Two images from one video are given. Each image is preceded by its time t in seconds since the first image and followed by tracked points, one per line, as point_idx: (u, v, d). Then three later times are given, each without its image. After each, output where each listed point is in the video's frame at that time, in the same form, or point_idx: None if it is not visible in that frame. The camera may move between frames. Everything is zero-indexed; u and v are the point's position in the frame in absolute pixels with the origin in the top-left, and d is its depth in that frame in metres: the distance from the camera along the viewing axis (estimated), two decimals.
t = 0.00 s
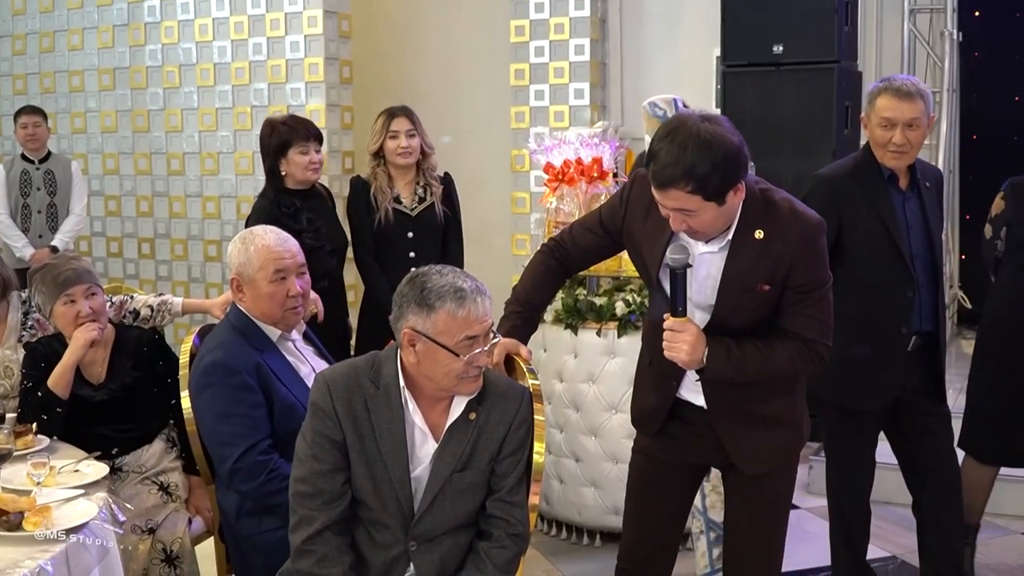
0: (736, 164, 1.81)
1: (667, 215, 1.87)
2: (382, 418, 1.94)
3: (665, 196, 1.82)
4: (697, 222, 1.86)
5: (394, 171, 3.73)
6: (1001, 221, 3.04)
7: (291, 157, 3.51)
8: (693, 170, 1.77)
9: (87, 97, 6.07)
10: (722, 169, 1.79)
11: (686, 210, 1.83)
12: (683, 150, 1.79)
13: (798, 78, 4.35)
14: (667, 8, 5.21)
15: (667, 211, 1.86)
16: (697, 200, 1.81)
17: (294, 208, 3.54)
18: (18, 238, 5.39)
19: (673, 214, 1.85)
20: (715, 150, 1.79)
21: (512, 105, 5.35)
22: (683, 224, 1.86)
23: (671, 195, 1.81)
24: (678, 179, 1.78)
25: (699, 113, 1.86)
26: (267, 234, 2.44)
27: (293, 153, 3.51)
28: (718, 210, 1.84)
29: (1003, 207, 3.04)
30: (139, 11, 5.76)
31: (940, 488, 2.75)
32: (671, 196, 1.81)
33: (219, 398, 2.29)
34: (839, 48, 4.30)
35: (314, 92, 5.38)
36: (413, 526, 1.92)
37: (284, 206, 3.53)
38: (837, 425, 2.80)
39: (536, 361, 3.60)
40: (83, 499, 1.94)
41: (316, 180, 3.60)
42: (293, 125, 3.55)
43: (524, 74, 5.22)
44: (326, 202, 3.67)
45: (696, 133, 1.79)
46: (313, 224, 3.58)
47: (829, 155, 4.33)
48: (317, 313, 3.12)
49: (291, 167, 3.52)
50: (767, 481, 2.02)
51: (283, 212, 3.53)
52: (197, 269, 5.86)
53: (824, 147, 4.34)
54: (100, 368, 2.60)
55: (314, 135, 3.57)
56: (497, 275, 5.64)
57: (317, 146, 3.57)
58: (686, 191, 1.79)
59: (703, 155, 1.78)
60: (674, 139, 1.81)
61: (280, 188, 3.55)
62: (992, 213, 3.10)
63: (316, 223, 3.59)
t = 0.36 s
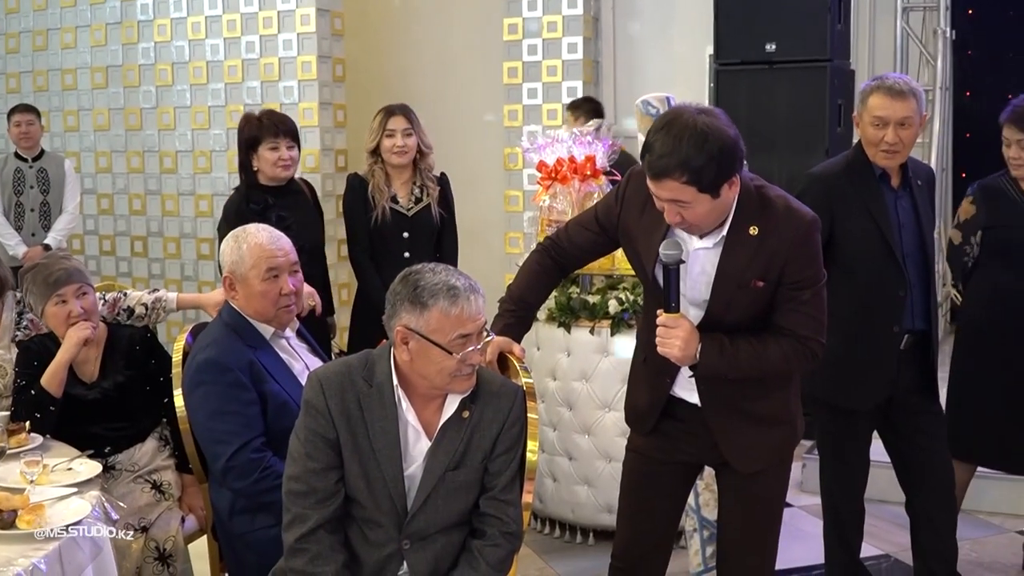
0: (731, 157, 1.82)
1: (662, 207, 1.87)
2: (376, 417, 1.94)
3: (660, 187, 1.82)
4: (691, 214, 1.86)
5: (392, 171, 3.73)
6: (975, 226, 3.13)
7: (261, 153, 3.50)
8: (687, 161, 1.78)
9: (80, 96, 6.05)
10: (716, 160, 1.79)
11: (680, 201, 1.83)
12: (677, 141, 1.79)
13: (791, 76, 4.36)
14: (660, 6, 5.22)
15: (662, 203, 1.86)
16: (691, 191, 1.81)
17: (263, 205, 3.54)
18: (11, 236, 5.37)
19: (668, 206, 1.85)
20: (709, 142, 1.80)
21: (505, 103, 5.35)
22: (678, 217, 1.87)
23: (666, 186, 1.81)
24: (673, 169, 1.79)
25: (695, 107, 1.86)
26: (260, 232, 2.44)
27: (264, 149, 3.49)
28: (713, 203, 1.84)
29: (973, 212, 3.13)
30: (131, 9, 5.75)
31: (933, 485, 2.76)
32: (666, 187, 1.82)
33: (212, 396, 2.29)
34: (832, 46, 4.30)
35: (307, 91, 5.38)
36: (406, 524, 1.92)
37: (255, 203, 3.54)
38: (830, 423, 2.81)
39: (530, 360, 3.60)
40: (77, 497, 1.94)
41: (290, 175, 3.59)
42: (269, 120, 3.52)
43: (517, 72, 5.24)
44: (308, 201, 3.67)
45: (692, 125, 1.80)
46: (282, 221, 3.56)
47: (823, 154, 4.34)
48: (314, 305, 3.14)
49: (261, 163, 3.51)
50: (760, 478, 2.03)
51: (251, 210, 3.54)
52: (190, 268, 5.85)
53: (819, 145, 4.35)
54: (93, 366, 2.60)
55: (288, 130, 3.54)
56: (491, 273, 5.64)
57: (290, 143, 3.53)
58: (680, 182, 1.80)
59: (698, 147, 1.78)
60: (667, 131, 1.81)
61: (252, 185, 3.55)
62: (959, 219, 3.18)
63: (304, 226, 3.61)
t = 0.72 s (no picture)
0: (727, 160, 1.82)
1: (658, 210, 1.88)
2: (372, 416, 1.94)
3: (656, 192, 1.83)
4: (687, 217, 1.87)
5: (390, 172, 3.73)
6: (942, 227, 3.24)
7: (249, 151, 3.48)
8: (684, 167, 1.78)
9: (75, 95, 6.05)
10: (712, 164, 1.79)
11: (676, 205, 1.84)
12: (672, 146, 1.79)
13: (787, 74, 4.37)
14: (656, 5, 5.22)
15: (658, 206, 1.86)
16: (687, 196, 1.81)
17: (252, 203, 3.53)
18: (6, 235, 5.36)
19: (664, 210, 1.86)
20: (705, 147, 1.80)
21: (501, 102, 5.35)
22: (673, 220, 1.87)
23: (661, 191, 1.82)
24: (669, 175, 1.79)
25: (690, 109, 1.86)
26: (255, 232, 2.43)
27: (251, 148, 3.47)
28: (708, 207, 1.85)
29: (940, 214, 3.24)
30: (127, 8, 5.74)
31: (928, 483, 2.77)
32: (661, 192, 1.82)
33: (208, 395, 2.29)
34: (827, 45, 4.31)
35: (303, 90, 5.38)
36: (401, 523, 1.93)
37: (244, 201, 3.52)
38: (826, 422, 2.81)
39: (525, 358, 3.61)
40: (73, 495, 1.94)
41: (279, 172, 3.57)
42: (257, 117, 3.51)
43: (513, 71, 5.24)
44: (298, 200, 3.67)
45: (687, 130, 1.79)
46: (271, 219, 3.56)
47: (818, 153, 4.34)
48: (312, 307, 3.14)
49: (249, 161, 3.49)
50: (756, 477, 2.03)
51: (240, 208, 3.52)
52: (186, 267, 5.85)
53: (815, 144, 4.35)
54: (89, 365, 2.58)
55: (276, 128, 3.53)
56: (487, 272, 5.65)
57: (277, 141, 3.51)
58: (676, 187, 1.80)
59: (693, 151, 1.78)
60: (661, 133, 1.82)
61: (239, 183, 3.53)
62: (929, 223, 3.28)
63: (295, 225, 3.62)
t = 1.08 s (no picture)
0: (724, 162, 1.82)
1: (654, 212, 1.87)
2: (370, 416, 1.94)
3: (654, 194, 1.82)
4: (683, 219, 1.87)
5: (383, 167, 3.72)
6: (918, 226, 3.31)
7: (256, 150, 3.48)
8: (682, 169, 1.78)
9: (74, 94, 6.04)
10: (711, 166, 1.79)
11: (673, 207, 1.84)
12: (669, 148, 1.79)
13: (785, 74, 4.37)
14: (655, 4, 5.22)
15: (655, 208, 1.86)
16: (685, 197, 1.82)
17: (263, 201, 3.52)
18: (5, 234, 5.35)
19: (660, 211, 1.86)
20: (703, 148, 1.80)
21: (500, 101, 5.36)
22: (669, 221, 1.88)
23: (659, 194, 1.82)
24: (668, 177, 1.79)
25: (688, 110, 1.86)
26: (255, 231, 2.44)
27: (258, 146, 3.47)
28: (706, 208, 1.85)
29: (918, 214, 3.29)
30: (125, 7, 5.73)
31: (926, 483, 2.77)
32: (659, 194, 1.82)
33: (206, 395, 2.29)
34: (826, 45, 4.31)
35: (302, 89, 5.37)
36: (399, 524, 1.93)
37: (254, 200, 3.51)
38: (824, 420, 2.82)
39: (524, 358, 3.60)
40: (71, 495, 1.94)
41: (286, 172, 3.56)
42: (264, 117, 3.51)
43: (512, 70, 5.24)
44: (304, 200, 3.68)
45: (685, 132, 1.79)
46: (283, 217, 3.55)
47: (817, 152, 4.34)
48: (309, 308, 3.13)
49: (256, 160, 3.49)
50: (754, 477, 2.03)
51: (251, 207, 3.52)
52: (184, 266, 5.85)
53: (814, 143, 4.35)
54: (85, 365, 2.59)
55: (283, 127, 3.52)
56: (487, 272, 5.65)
57: (285, 139, 3.51)
58: (674, 189, 1.80)
59: (691, 153, 1.78)
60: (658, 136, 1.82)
61: (249, 182, 3.53)
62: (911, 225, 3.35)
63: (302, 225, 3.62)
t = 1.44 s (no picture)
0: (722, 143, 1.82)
1: (668, 207, 1.82)
2: (369, 416, 1.94)
3: (668, 184, 1.78)
4: (696, 209, 1.82)
5: (380, 167, 3.73)
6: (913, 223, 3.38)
7: (263, 151, 3.48)
8: (690, 151, 1.76)
9: (74, 94, 6.05)
10: (716, 146, 1.78)
11: (689, 195, 1.79)
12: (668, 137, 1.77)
13: (785, 74, 4.37)
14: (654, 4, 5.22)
15: (669, 202, 1.81)
16: (702, 180, 1.78)
17: (271, 201, 3.52)
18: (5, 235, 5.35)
19: (674, 204, 1.81)
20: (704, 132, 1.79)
21: (500, 101, 5.36)
22: (684, 213, 1.82)
23: (674, 183, 1.78)
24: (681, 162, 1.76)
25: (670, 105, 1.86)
26: (255, 231, 2.44)
27: (265, 148, 3.47)
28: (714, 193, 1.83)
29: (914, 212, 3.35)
30: (125, 7, 5.73)
31: (925, 484, 2.77)
32: (676, 182, 1.78)
33: (205, 395, 2.29)
34: (826, 45, 4.31)
35: (302, 89, 5.37)
36: (399, 524, 1.93)
37: (262, 200, 3.51)
38: (823, 420, 2.82)
39: (524, 358, 3.61)
40: (71, 495, 1.94)
41: (293, 173, 3.56)
42: (270, 119, 3.51)
43: (512, 70, 5.24)
44: (309, 200, 3.67)
45: (682, 118, 1.79)
46: (292, 218, 3.56)
47: (816, 152, 4.34)
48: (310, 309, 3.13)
49: (263, 162, 3.49)
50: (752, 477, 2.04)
51: (259, 207, 3.51)
52: (184, 266, 5.85)
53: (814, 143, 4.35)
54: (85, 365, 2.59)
55: (290, 129, 3.52)
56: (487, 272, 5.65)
57: (293, 141, 3.52)
58: (689, 174, 1.77)
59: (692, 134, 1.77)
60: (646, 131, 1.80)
61: (256, 183, 3.52)
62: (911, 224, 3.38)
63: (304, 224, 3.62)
